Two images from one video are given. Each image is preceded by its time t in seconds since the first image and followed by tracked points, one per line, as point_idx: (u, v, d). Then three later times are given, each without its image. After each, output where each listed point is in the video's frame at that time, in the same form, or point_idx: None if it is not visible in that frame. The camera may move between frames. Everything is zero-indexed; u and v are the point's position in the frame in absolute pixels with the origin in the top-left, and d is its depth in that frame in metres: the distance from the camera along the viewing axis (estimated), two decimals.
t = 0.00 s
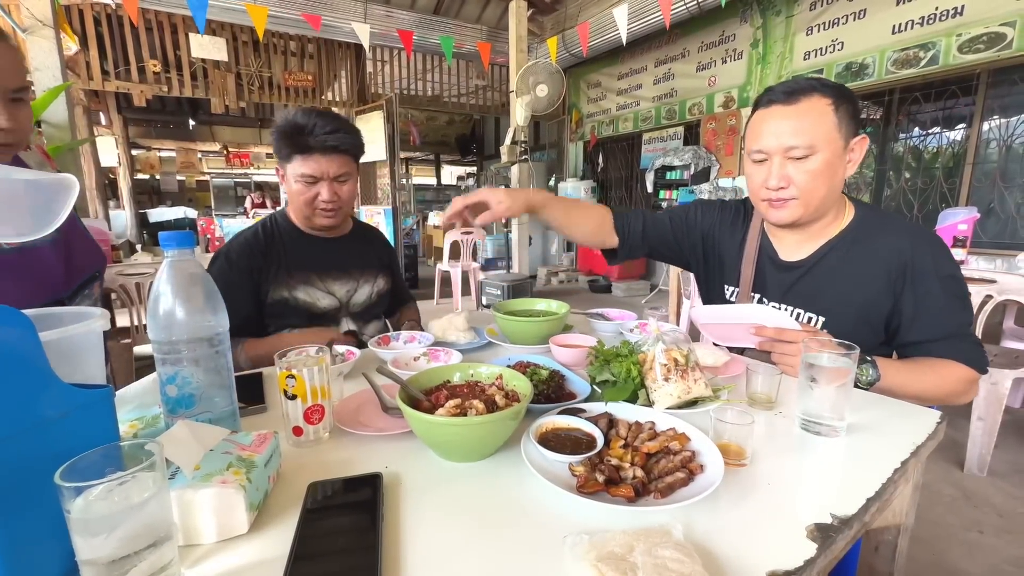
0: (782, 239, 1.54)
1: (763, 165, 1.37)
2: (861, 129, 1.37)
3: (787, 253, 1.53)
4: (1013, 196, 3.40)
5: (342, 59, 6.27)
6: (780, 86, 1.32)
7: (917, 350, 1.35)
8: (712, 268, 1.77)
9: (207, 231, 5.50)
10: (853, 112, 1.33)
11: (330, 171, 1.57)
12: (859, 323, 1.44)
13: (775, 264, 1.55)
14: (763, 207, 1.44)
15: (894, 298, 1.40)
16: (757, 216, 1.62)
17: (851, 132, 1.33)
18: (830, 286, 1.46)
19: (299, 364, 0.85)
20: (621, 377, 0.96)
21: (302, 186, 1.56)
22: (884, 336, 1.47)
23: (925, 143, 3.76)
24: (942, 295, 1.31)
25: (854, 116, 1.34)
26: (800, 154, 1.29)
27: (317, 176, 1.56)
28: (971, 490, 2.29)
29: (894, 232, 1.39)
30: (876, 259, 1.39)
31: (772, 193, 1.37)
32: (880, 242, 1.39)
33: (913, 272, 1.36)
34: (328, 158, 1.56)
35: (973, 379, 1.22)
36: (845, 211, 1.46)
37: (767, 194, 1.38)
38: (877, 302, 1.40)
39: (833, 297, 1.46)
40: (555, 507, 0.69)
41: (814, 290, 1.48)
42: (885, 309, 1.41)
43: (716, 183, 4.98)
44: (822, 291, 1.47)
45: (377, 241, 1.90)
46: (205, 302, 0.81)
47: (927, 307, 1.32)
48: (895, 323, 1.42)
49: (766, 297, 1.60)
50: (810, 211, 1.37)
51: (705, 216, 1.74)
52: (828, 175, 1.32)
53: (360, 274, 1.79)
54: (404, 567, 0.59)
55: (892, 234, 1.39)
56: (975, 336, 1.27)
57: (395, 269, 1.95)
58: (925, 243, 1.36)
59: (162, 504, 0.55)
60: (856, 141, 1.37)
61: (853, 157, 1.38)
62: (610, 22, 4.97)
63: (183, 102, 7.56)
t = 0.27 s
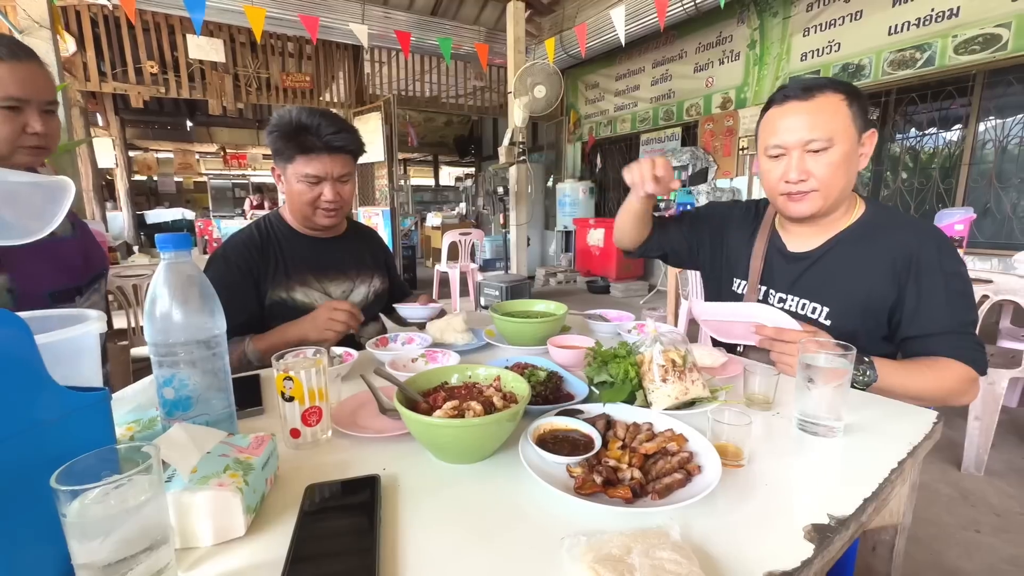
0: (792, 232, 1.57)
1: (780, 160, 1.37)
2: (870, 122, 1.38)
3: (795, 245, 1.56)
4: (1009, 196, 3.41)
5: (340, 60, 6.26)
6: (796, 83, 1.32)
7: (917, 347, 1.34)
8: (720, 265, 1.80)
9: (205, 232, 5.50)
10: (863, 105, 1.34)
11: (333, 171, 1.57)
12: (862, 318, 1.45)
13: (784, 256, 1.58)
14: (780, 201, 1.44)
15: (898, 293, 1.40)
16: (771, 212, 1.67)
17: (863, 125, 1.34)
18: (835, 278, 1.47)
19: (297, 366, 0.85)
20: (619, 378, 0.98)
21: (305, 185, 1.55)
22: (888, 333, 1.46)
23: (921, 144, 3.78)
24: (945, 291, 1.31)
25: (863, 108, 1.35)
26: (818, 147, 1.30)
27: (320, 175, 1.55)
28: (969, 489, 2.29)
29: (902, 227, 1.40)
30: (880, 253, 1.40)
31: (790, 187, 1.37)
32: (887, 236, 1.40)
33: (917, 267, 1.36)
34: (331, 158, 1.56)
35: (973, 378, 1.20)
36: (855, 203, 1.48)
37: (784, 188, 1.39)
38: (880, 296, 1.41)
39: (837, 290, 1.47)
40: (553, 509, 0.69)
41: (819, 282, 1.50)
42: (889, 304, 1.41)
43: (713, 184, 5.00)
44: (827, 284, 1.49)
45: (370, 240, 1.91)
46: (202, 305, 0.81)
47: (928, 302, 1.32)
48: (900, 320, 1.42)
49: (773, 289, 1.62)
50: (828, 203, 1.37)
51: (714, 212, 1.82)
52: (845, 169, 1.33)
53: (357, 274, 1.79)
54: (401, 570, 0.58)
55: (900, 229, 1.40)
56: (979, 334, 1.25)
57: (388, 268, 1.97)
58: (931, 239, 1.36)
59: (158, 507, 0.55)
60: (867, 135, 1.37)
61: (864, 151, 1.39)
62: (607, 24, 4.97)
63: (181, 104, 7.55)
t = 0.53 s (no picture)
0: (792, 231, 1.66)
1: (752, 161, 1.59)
2: (842, 127, 1.43)
3: (792, 243, 1.63)
4: (1006, 196, 3.42)
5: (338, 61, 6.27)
6: (770, 96, 1.52)
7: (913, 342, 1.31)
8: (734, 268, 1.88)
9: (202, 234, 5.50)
10: (826, 110, 1.42)
11: (339, 171, 1.57)
12: (860, 314, 1.47)
13: (784, 255, 1.64)
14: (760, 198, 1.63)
15: (894, 287, 1.42)
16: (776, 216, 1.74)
17: (821, 130, 1.42)
18: (832, 273, 1.51)
19: (295, 368, 0.85)
20: (617, 379, 0.98)
21: (311, 184, 1.54)
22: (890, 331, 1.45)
23: (918, 144, 3.79)
24: (942, 284, 1.28)
25: (831, 111, 1.43)
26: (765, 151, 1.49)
27: (327, 175, 1.54)
28: (967, 489, 2.30)
29: (901, 223, 1.41)
30: (876, 248, 1.43)
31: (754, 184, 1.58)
32: (884, 233, 1.43)
33: (913, 262, 1.36)
34: (338, 157, 1.56)
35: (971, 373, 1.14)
36: (849, 199, 1.51)
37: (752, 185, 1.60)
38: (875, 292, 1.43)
39: (834, 287, 1.51)
40: (551, 510, 0.69)
41: (817, 279, 1.55)
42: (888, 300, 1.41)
43: (711, 184, 5.01)
44: (824, 280, 1.53)
45: (373, 240, 1.91)
46: (199, 307, 0.81)
47: (923, 296, 1.30)
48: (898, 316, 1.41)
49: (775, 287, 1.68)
50: (786, 204, 1.52)
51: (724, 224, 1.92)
52: (796, 174, 1.45)
53: (360, 275, 1.79)
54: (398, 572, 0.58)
55: (898, 225, 1.41)
56: (979, 330, 1.20)
57: (391, 270, 1.97)
58: (930, 235, 1.36)
59: (154, 510, 0.55)
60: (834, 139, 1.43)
61: (830, 154, 1.44)
62: (604, 25, 4.98)
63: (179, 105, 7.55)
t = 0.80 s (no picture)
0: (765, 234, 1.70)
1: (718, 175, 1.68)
2: (786, 133, 1.49)
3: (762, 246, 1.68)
4: (1002, 197, 3.44)
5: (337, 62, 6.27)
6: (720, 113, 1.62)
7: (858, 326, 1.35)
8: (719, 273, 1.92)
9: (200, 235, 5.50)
10: (769, 119, 1.49)
11: (343, 170, 1.57)
12: (821, 306, 1.51)
13: (755, 255, 1.70)
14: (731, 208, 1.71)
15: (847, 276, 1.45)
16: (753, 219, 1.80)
17: (767, 138, 1.49)
18: (794, 270, 1.56)
19: (293, 370, 0.85)
20: (615, 380, 0.98)
21: (315, 183, 1.54)
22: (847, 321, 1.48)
23: (915, 145, 3.80)
24: (885, 272, 1.32)
25: (773, 121, 1.49)
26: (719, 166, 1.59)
27: (331, 174, 1.54)
28: (964, 488, 2.30)
29: (854, 214, 1.46)
30: (824, 239, 1.49)
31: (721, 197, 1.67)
32: (836, 226, 1.48)
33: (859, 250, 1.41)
34: (341, 157, 1.56)
35: (895, 357, 1.19)
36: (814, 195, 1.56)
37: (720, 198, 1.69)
38: (830, 282, 1.48)
39: (795, 282, 1.56)
40: (549, 512, 0.69)
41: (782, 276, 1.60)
42: (840, 289, 1.47)
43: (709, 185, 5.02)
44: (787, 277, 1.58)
45: (375, 240, 1.91)
46: (196, 308, 0.81)
47: (865, 282, 1.35)
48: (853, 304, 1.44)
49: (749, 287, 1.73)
50: (751, 211, 1.59)
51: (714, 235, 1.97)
52: (751, 182, 1.53)
53: (362, 277, 1.79)
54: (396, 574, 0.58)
55: (851, 217, 1.46)
56: (913, 310, 1.25)
57: (393, 271, 1.96)
58: (875, 224, 1.41)
59: (152, 513, 0.55)
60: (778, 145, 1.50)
61: (779, 160, 1.50)
62: (602, 26, 4.99)
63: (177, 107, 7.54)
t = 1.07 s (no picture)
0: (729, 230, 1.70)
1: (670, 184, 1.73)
2: (705, 136, 1.51)
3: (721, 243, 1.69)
4: (999, 197, 3.45)
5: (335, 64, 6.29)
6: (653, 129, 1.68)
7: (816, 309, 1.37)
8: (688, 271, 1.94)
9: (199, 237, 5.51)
10: (687, 128, 1.54)
11: (342, 168, 1.56)
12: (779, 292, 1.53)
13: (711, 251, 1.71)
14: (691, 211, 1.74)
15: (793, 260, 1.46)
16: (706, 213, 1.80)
17: (688, 145, 1.53)
18: (746, 263, 1.58)
19: (291, 372, 0.85)
20: (613, 381, 0.98)
21: (314, 182, 1.53)
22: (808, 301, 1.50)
23: (913, 145, 3.81)
24: (827, 255, 1.33)
25: (693, 128, 1.53)
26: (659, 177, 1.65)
27: (329, 172, 1.54)
28: (964, 488, 2.30)
29: (785, 198, 1.47)
30: (764, 229, 1.49)
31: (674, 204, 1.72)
32: (770, 214, 1.49)
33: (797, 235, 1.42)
34: (340, 155, 1.56)
35: (855, 336, 1.25)
36: (751, 187, 1.55)
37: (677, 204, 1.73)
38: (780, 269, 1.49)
39: (750, 274, 1.57)
40: (548, 514, 0.69)
41: (736, 269, 1.61)
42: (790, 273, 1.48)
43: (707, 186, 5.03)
44: (742, 270, 1.60)
45: (376, 241, 1.90)
46: (194, 310, 0.80)
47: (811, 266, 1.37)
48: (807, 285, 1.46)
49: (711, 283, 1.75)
50: (701, 216, 1.63)
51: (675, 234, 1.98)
52: (683, 190, 1.57)
53: (362, 278, 1.79)
54: None
55: (785, 200, 1.47)
56: (858, 286, 1.27)
57: (394, 272, 1.96)
58: (807, 206, 1.42)
59: (148, 516, 0.55)
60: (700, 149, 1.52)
61: (703, 162, 1.52)
62: (600, 28, 5.00)
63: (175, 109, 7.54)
